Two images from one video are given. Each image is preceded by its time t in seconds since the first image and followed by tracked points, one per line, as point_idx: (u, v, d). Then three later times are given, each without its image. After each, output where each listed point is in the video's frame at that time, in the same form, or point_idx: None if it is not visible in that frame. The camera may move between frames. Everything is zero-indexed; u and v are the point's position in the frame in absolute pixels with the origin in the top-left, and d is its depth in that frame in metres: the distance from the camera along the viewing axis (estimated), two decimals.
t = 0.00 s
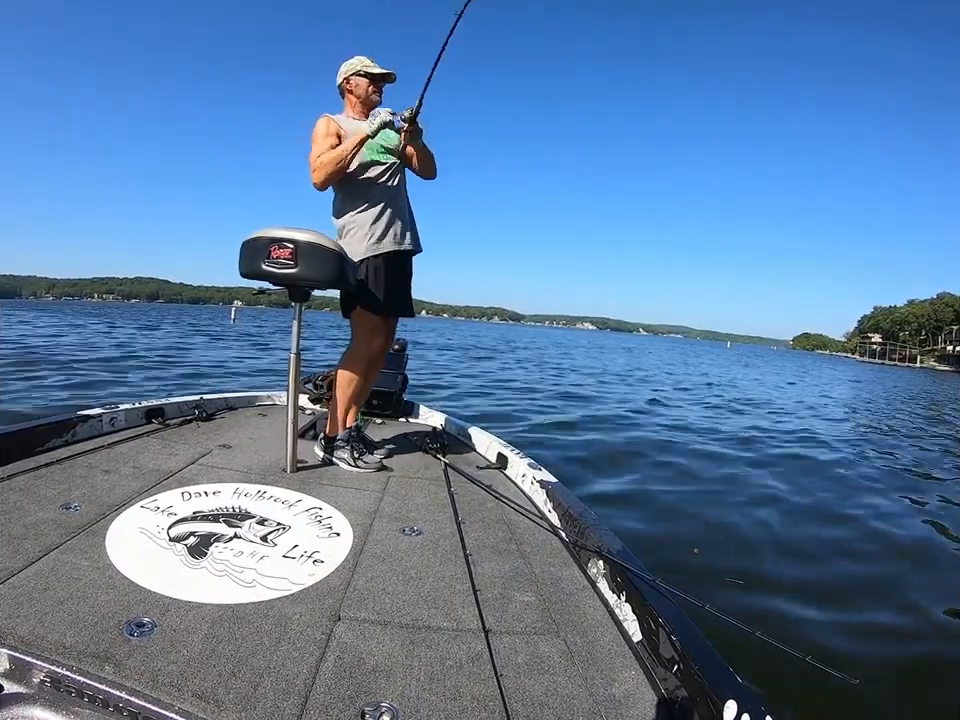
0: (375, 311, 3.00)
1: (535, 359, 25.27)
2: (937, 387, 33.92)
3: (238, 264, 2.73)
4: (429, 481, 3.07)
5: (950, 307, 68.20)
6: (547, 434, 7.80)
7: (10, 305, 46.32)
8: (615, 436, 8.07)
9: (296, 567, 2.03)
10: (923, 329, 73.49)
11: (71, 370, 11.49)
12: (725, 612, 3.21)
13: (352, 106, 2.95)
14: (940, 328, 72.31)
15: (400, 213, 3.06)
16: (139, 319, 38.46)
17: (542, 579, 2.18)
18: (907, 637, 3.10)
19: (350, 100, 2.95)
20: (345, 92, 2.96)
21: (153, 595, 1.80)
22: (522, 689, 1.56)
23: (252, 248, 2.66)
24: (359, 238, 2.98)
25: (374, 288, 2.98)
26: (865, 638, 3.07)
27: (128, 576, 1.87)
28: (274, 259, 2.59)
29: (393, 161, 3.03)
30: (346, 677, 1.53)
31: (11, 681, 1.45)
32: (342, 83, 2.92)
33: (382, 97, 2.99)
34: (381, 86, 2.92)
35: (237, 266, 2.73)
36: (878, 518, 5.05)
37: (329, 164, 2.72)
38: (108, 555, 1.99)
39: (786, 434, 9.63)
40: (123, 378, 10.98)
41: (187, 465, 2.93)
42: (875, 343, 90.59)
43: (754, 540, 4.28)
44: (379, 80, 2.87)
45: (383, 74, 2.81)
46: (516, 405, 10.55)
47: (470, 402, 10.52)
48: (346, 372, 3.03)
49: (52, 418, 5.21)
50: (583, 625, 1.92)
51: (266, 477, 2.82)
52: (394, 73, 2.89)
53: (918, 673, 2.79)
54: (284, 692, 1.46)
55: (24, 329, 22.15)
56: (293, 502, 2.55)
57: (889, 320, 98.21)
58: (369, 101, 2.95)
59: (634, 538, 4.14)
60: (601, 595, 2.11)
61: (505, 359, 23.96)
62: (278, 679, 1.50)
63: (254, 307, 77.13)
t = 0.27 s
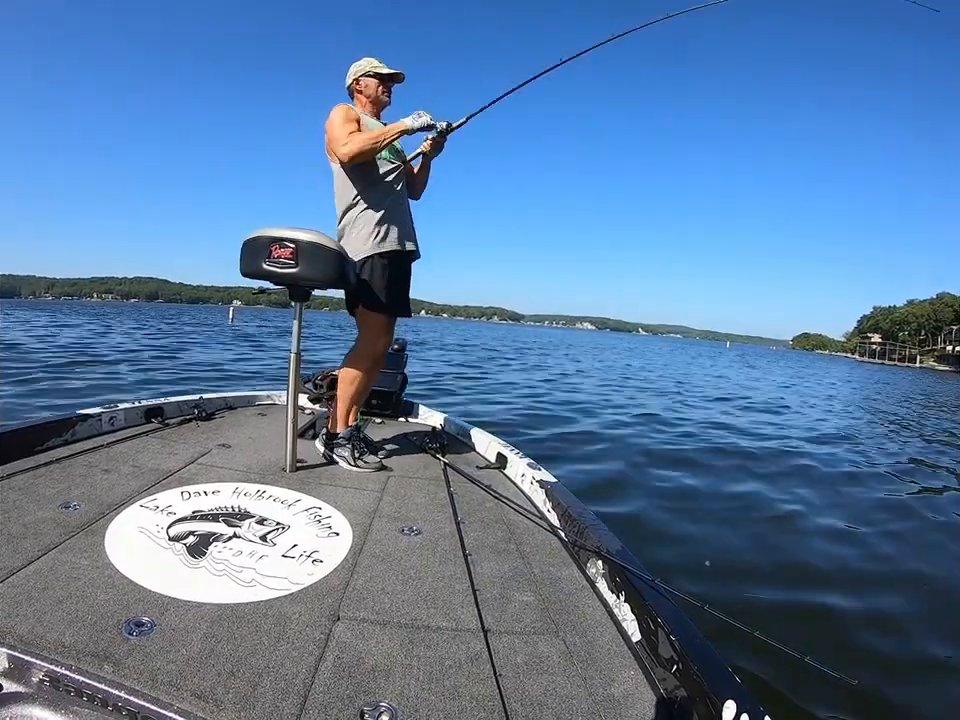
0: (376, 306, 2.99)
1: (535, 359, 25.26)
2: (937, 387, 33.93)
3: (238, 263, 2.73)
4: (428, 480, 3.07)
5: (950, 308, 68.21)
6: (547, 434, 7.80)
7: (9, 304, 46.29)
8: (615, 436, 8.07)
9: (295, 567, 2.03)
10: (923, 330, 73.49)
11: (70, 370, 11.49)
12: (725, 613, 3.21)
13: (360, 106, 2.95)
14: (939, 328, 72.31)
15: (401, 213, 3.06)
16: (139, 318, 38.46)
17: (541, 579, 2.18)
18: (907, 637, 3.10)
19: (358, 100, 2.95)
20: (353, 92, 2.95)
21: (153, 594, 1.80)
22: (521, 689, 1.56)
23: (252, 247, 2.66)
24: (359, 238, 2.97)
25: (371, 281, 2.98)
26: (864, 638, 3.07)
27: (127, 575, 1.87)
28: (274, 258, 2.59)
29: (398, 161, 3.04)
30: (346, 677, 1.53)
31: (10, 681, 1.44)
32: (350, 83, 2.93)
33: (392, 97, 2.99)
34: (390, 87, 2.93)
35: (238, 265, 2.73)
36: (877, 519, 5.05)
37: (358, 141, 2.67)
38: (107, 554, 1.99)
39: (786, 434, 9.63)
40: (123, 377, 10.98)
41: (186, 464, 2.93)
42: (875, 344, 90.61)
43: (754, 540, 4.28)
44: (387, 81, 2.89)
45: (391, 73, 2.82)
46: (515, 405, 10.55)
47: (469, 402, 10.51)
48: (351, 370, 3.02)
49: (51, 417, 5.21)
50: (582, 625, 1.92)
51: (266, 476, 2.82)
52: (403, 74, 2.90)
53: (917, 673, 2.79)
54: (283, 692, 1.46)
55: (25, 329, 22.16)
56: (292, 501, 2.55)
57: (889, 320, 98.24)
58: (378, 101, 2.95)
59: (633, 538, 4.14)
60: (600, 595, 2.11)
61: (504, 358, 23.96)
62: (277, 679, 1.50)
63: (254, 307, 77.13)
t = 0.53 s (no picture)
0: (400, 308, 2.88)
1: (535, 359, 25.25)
2: (936, 388, 33.93)
3: (239, 263, 2.73)
4: (428, 480, 3.07)
5: (950, 308, 68.23)
6: (547, 434, 7.80)
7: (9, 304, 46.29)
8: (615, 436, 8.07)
9: (295, 567, 2.03)
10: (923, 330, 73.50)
11: (70, 370, 11.50)
12: (725, 612, 3.21)
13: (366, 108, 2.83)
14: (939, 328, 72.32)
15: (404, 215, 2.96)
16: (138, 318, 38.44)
17: (541, 579, 2.18)
18: (906, 638, 3.10)
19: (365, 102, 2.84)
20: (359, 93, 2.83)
21: (153, 594, 1.80)
22: (521, 689, 1.56)
23: (254, 246, 2.66)
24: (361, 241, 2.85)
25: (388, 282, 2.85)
26: (864, 638, 3.07)
27: (127, 575, 1.87)
28: (275, 258, 2.59)
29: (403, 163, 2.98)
30: (346, 677, 1.53)
31: (10, 680, 1.45)
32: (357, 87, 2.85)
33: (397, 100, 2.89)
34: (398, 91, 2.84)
35: (239, 265, 2.73)
36: (877, 519, 5.05)
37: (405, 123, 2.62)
38: (107, 554, 1.99)
39: (786, 434, 9.62)
40: (123, 377, 10.98)
41: (186, 464, 2.93)
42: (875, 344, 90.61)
43: (753, 540, 4.28)
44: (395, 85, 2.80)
45: (399, 76, 2.75)
46: (516, 405, 10.55)
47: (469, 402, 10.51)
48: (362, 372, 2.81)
49: (51, 417, 5.21)
50: (582, 625, 1.92)
51: (266, 476, 2.82)
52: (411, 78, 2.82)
53: (917, 672, 2.80)
54: (283, 692, 1.46)
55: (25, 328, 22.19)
56: (292, 501, 2.55)
57: (889, 321, 98.28)
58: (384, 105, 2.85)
59: (633, 537, 4.14)
60: (600, 594, 2.11)
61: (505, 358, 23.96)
62: (277, 678, 1.50)
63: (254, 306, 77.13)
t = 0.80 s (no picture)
0: (406, 312, 2.81)
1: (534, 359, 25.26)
2: (936, 386, 33.94)
3: (237, 264, 2.73)
4: (428, 481, 3.07)
5: (949, 306, 68.24)
6: (547, 434, 7.80)
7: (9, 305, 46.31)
8: (615, 435, 8.07)
9: (296, 567, 2.03)
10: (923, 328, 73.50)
11: (70, 370, 11.50)
12: (725, 612, 3.21)
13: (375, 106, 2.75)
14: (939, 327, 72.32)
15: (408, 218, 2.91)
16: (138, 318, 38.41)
17: (542, 579, 2.18)
18: (907, 637, 3.10)
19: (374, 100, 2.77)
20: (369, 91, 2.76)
21: (153, 595, 1.80)
22: (522, 689, 1.56)
23: (251, 247, 2.66)
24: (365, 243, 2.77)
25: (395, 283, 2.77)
26: (866, 637, 3.07)
27: (128, 576, 1.87)
28: (273, 259, 2.59)
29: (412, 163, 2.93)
30: (347, 677, 1.53)
31: (11, 682, 1.45)
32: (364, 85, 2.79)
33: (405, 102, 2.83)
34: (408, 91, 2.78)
35: (236, 266, 2.73)
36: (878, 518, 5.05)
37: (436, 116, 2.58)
38: (108, 555, 1.99)
39: (786, 434, 9.62)
40: (123, 377, 10.98)
41: (187, 465, 2.93)
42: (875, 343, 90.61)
43: (754, 539, 4.28)
44: (404, 85, 2.75)
45: (408, 76, 2.70)
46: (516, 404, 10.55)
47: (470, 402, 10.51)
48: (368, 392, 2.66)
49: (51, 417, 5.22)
50: (583, 625, 1.92)
51: (266, 477, 2.82)
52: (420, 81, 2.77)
53: (918, 672, 2.80)
54: (284, 692, 1.46)
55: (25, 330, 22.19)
56: (293, 501, 2.55)
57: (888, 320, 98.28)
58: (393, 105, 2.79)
59: (634, 537, 4.14)
60: (602, 594, 2.11)
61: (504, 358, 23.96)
62: (278, 679, 1.50)
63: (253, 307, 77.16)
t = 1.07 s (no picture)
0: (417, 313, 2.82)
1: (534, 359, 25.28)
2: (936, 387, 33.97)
3: (234, 265, 2.73)
4: (428, 482, 3.07)
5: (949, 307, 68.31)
6: (547, 434, 7.80)
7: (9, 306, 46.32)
8: (615, 435, 8.07)
9: (296, 568, 2.03)
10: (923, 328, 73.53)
11: (70, 371, 11.49)
12: (725, 612, 3.21)
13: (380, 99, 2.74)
14: (939, 327, 72.37)
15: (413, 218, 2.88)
16: (138, 319, 38.46)
17: (542, 579, 2.18)
18: (907, 637, 3.10)
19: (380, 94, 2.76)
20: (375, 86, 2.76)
21: (154, 596, 1.80)
22: (522, 689, 1.56)
23: (248, 247, 2.66)
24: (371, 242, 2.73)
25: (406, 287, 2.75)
26: (866, 637, 3.07)
27: (128, 577, 1.88)
28: (270, 259, 2.59)
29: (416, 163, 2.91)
30: (346, 678, 1.53)
31: (11, 682, 1.45)
32: (373, 81, 2.79)
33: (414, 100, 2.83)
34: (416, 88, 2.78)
35: (233, 267, 2.73)
36: (876, 518, 5.06)
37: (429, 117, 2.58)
38: (108, 556, 1.99)
39: (786, 434, 9.63)
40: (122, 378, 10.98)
41: (187, 466, 2.93)
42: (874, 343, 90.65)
43: (754, 540, 4.28)
44: (414, 82, 2.75)
45: (419, 73, 2.71)
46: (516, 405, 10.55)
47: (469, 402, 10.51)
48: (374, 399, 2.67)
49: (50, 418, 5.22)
50: (583, 625, 1.92)
51: (266, 477, 2.82)
52: (430, 78, 2.77)
53: (918, 672, 2.80)
54: (284, 693, 1.46)
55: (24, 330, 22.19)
56: (292, 502, 2.55)
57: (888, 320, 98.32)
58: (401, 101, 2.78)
59: (634, 537, 4.14)
60: (602, 595, 2.11)
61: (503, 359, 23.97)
62: (278, 680, 1.50)
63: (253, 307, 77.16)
